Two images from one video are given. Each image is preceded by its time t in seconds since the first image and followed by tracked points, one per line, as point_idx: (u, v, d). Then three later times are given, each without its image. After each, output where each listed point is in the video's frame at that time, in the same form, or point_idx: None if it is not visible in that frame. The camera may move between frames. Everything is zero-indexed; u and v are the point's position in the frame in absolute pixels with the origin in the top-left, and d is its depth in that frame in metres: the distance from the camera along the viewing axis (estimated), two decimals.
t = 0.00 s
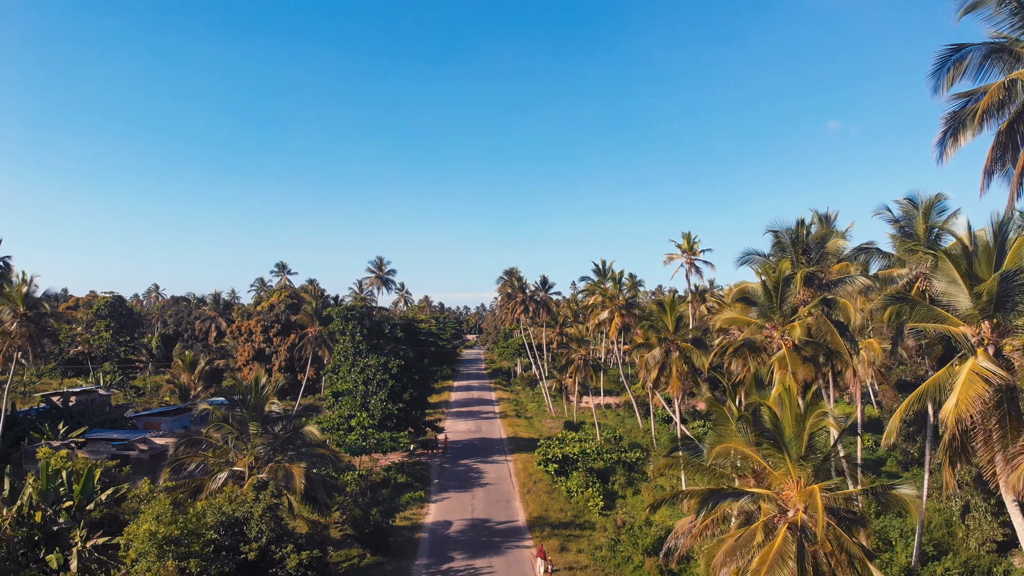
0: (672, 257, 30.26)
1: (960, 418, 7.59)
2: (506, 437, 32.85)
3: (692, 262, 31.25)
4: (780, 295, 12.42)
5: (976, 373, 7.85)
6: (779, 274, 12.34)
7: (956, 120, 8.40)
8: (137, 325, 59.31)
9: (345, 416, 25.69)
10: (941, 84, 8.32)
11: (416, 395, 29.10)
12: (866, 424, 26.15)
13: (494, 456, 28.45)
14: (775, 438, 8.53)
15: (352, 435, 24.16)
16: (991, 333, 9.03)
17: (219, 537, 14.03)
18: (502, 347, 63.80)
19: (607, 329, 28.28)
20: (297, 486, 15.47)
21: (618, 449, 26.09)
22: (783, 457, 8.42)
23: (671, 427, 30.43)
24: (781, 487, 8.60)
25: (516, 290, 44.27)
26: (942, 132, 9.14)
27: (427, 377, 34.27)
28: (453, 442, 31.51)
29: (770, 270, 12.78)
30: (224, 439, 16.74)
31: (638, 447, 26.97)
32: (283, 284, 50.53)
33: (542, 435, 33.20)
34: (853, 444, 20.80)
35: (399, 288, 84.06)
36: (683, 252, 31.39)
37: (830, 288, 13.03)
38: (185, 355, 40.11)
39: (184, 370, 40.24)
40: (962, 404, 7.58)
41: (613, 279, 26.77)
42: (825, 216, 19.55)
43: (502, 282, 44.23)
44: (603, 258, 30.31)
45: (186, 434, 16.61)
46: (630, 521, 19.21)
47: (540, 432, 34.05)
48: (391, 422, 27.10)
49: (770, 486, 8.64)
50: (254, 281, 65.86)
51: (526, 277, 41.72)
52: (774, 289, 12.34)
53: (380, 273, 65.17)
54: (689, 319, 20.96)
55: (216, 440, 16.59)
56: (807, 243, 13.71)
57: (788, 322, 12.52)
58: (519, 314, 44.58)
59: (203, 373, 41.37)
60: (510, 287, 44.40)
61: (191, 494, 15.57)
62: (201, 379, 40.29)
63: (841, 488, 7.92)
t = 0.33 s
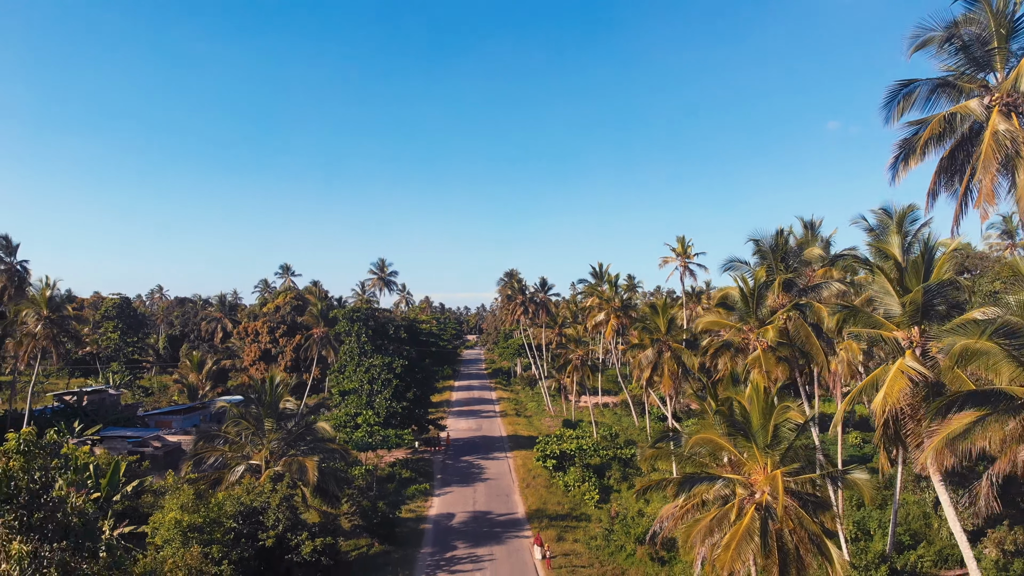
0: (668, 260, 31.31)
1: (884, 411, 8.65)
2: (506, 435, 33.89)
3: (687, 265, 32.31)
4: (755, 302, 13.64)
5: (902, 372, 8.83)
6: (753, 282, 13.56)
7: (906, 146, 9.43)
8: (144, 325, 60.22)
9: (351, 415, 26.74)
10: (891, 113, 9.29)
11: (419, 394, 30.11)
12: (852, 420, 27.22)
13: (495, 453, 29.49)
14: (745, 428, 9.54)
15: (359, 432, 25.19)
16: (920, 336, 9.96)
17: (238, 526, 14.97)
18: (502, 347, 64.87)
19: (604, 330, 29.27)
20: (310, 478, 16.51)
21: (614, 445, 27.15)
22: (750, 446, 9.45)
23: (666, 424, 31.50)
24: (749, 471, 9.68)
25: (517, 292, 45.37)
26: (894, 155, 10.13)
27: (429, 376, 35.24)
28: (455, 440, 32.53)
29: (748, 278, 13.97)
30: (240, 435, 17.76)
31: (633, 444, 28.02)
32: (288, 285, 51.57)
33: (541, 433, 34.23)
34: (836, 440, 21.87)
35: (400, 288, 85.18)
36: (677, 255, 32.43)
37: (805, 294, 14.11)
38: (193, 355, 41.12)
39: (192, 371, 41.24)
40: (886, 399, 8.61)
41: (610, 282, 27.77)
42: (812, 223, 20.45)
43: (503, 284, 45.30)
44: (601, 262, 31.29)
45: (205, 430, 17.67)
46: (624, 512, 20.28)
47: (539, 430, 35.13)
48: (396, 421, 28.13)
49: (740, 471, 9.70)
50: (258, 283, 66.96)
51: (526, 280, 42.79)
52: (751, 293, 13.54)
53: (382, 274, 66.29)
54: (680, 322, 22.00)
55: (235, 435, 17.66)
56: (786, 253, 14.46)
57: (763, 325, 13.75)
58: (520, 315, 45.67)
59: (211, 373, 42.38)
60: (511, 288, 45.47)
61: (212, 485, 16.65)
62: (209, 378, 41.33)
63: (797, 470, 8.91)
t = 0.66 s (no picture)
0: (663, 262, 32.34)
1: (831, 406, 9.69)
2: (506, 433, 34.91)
3: (681, 267, 33.36)
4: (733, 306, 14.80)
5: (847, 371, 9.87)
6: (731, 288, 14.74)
7: (864, 168, 10.48)
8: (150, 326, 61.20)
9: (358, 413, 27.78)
10: (852, 138, 10.34)
11: (422, 393, 31.14)
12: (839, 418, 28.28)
13: (495, 450, 30.52)
14: (720, 420, 10.63)
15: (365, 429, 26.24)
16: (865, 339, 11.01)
17: (255, 515, 15.93)
18: (502, 347, 65.89)
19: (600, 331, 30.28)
20: (322, 471, 17.57)
21: (610, 442, 28.19)
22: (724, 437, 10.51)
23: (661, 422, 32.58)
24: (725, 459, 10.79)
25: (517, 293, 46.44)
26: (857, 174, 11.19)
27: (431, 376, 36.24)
28: (456, 438, 33.56)
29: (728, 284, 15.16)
30: (255, 431, 18.84)
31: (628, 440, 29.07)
32: (293, 287, 52.61)
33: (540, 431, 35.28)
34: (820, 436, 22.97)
35: (402, 289, 86.29)
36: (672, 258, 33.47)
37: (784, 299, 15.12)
38: (201, 356, 42.12)
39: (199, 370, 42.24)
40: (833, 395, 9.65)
41: (606, 285, 28.79)
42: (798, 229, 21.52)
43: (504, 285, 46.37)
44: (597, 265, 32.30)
45: (222, 425, 18.75)
46: (618, 504, 21.32)
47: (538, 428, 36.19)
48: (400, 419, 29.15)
49: (717, 459, 10.81)
50: (262, 283, 67.79)
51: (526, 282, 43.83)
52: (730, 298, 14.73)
53: (384, 275, 67.38)
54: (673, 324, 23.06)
55: (250, 431, 18.77)
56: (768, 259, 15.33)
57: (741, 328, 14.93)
58: (520, 316, 46.73)
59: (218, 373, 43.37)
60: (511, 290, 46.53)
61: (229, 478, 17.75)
62: (216, 378, 42.35)
63: (765, 458, 9.97)
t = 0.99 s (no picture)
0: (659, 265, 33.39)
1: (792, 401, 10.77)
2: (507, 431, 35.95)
3: (676, 270, 34.40)
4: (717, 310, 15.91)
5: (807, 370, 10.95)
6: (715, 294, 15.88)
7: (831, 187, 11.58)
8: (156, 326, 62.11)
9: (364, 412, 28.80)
10: (820, 159, 11.48)
11: (426, 393, 32.17)
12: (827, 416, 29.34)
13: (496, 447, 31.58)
14: (701, 414, 11.71)
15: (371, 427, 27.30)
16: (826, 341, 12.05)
17: (271, 506, 16.99)
18: (502, 347, 66.97)
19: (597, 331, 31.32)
20: (333, 464, 18.64)
21: (607, 439, 29.25)
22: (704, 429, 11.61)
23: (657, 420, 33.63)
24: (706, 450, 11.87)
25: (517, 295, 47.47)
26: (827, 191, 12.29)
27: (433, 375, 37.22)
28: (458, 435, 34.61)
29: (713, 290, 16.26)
30: (270, 427, 19.94)
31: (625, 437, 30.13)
32: (297, 288, 53.58)
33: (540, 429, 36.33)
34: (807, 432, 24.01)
35: (403, 290, 87.30)
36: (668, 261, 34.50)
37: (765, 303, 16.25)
38: (208, 356, 43.11)
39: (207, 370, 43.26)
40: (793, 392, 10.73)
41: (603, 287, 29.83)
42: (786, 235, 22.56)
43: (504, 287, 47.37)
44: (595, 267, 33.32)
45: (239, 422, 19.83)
46: (613, 498, 22.38)
47: (537, 426, 37.24)
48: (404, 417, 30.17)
49: (699, 450, 11.89)
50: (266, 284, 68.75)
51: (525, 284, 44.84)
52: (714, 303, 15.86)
53: (386, 276, 68.43)
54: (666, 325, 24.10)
55: (265, 427, 19.86)
56: (751, 265, 16.38)
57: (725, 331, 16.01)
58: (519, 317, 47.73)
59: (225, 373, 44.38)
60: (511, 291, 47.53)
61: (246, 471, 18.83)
62: (223, 378, 43.34)
63: (739, 449, 11.07)
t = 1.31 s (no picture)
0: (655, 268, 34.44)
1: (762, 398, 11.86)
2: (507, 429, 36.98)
3: (671, 273, 35.46)
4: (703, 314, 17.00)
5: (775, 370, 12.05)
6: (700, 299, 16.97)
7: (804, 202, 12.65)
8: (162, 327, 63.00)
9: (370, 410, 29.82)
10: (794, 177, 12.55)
11: (428, 392, 33.18)
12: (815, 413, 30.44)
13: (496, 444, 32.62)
14: (684, 410, 12.71)
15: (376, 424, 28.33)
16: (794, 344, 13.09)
17: (284, 498, 18.00)
18: (503, 347, 68.03)
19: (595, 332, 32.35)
20: (342, 459, 19.71)
21: (603, 436, 30.32)
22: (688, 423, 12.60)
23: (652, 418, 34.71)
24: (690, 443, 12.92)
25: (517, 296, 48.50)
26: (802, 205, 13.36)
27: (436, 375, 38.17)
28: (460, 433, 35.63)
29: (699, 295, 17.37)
30: (283, 424, 20.98)
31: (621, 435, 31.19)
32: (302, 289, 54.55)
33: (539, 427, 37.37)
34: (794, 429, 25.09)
35: (404, 291, 88.34)
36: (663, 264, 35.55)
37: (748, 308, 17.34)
38: (216, 356, 44.09)
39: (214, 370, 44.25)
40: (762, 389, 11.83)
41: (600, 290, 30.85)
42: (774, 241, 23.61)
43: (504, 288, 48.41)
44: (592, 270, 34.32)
45: (253, 420, 20.81)
46: (609, 491, 23.45)
47: (537, 425, 38.29)
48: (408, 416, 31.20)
49: (684, 443, 12.95)
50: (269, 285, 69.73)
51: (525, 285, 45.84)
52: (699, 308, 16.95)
53: (388, 277, 69.47)
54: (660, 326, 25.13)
55: (278, 424, 20.86)
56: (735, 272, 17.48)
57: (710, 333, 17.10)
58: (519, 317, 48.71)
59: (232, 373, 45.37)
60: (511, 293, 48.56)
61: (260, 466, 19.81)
62: (230, 377, 44.32)
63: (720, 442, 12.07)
